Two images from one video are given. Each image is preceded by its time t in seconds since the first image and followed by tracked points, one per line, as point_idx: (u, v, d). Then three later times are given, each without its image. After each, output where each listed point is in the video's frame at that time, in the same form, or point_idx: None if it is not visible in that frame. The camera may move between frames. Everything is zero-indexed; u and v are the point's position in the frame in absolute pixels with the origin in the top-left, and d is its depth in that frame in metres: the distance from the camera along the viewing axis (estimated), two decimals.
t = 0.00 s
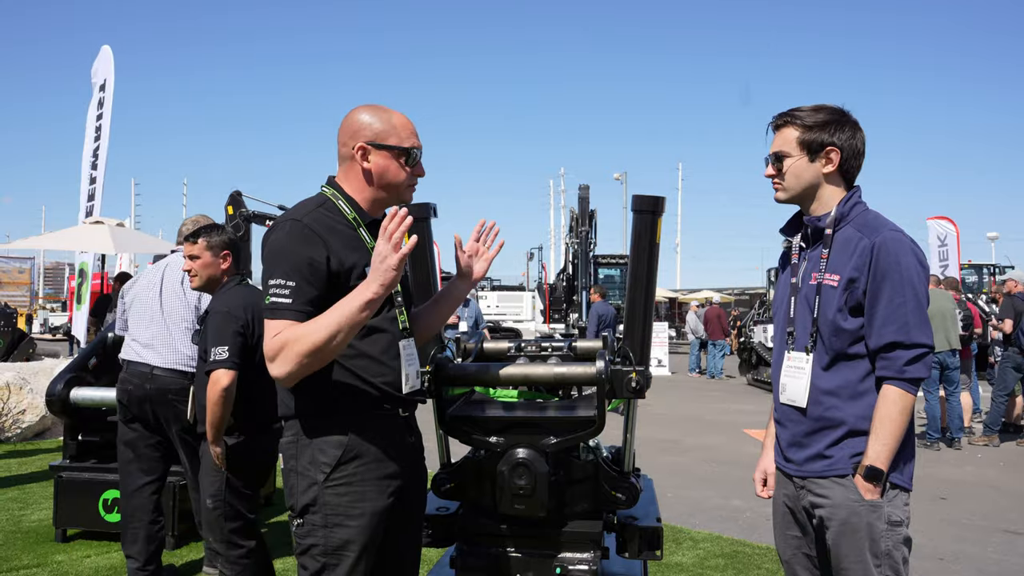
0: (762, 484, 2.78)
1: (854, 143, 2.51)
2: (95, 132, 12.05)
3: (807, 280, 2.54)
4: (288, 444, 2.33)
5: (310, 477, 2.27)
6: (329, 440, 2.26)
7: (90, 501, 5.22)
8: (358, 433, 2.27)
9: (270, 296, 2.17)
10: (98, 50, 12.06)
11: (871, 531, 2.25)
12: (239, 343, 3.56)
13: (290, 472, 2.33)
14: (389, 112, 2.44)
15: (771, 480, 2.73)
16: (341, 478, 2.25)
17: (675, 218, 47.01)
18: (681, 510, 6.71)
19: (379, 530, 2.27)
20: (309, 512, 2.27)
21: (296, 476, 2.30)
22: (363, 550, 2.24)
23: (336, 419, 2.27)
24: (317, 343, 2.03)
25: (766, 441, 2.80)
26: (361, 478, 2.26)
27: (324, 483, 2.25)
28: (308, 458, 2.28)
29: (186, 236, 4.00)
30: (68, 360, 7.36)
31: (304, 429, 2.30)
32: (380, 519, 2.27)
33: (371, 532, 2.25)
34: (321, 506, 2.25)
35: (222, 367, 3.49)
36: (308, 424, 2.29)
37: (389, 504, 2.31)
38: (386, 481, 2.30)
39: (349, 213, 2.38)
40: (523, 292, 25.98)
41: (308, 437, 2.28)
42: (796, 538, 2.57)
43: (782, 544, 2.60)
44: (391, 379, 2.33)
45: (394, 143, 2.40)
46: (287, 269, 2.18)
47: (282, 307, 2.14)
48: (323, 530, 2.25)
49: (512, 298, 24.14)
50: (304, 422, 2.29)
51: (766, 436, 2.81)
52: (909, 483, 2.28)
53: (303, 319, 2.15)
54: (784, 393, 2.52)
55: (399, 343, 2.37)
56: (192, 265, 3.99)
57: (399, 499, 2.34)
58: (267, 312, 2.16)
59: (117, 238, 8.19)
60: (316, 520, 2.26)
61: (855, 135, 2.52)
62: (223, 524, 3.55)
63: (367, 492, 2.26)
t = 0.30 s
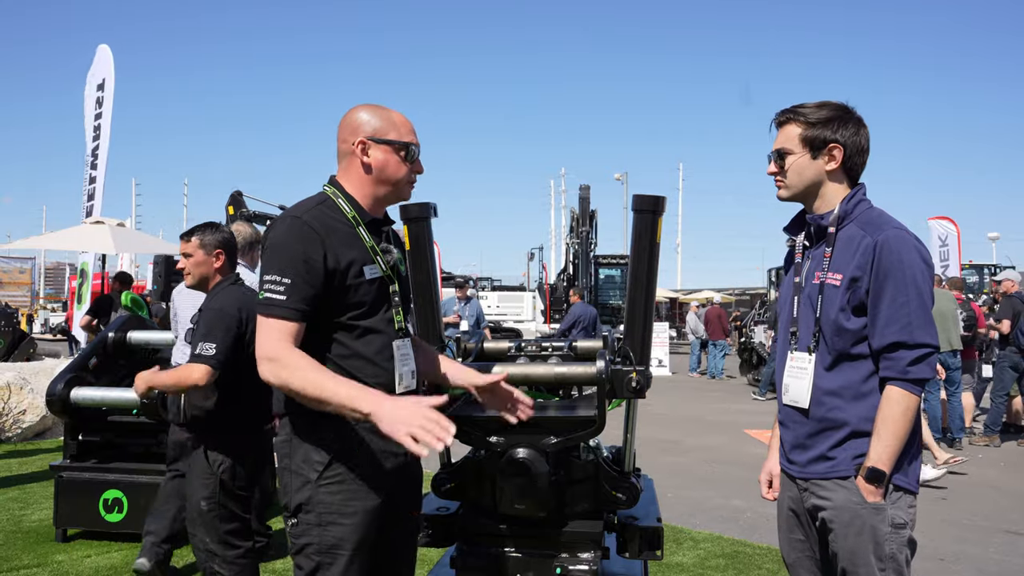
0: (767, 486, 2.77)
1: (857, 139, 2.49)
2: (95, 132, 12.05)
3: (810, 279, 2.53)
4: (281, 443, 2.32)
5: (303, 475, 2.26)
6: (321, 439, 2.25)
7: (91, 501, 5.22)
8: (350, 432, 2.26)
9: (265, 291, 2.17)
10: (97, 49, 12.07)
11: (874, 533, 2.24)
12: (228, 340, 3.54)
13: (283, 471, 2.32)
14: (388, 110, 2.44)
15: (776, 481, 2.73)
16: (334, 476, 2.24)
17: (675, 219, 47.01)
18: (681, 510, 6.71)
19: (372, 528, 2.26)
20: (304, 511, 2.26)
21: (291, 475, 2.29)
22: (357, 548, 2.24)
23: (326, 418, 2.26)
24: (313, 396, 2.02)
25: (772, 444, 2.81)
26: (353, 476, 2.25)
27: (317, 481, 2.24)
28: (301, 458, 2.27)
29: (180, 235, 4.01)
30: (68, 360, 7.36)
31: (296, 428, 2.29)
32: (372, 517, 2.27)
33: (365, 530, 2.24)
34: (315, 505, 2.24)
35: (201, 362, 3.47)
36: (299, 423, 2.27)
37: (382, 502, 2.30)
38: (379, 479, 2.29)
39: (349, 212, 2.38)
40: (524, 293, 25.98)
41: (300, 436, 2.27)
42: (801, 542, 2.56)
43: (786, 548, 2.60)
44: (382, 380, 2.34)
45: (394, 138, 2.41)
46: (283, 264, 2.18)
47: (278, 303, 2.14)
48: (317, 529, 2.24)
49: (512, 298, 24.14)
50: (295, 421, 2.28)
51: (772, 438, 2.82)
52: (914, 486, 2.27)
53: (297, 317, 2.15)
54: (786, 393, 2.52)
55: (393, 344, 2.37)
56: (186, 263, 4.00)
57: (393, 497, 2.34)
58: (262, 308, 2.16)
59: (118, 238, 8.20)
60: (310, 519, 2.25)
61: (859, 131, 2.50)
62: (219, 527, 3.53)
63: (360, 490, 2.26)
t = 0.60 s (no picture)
0: (770, 487, 2.76)
1: (864, 137, 2.49)
2: (95, 132, 12.05)
3: (817, 279, 2.53)
4: (276, 441, 2.32)
5: (299, 474, 2.26)
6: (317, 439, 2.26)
7: (91, 502, 5.22)
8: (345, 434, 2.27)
9: (269, 290, 2.17)
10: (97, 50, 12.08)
11: (880, 535, 2.24)
12: (199, 335, 3.58)
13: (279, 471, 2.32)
14: (396, 116, 2.45)
15: (780, 481, 2.73)
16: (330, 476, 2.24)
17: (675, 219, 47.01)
18: (682, 510, 6.71)
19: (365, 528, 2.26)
20: (299, 511, 2.26)
21: (284, 474, 2.29)
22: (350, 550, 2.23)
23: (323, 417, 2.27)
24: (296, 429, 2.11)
25: (776, 443, 2.81)
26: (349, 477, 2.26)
27: (312, 481, 2.23)
28: (297, 457, 2.27)
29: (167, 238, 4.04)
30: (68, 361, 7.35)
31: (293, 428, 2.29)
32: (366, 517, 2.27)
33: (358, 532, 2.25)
34: (309, 505, 2.24)
35: (160, 352, 3.53)
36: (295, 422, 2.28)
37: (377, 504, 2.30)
38: (374, 481, 2.29)
39: (352, 213, 2.37)
40: (524, 293, 25.96)
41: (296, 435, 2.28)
42: (806, 545, 2.55)
43: (791, 550, 2.59)
44: (381, 380, 2.33)
45: (401, 142, 2.43)
46: (286, 264, 2.19)
47: (284, 302, 2.15)
48: (311, 528, 2.24)
49: (512, 298, 24.13)
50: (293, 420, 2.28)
51: (776, 438, 2.81)
52: (921, 488, 2.26)
53: (301, 317, 2.17)
54: (791, 394, 2.51)
55: (392, 345, 2.37)
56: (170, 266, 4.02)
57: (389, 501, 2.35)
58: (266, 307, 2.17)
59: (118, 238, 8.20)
60: (304, 518, 2.25)
61: (866, 128, 2.50)
62: (216, 527, 3.52)
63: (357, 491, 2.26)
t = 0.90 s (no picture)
0: (774, 486, 2.76)
1: (871, 134, 2.48)
2: (95, 132, 12.05)
3: (824, 277, 2.52)
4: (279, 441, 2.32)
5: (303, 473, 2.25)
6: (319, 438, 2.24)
7: (91, 502, 5.21)
8: (345, 433, 2.26)
9: (279, 284, 2.15)
10: (98, 50, 12.07)
11: (887, 537, 2.23)
12: (169, 330, 3.65)
13: (282, 470, 2.30)
14: (396, 116, 2.46)
15: (784, 481, 2.72)
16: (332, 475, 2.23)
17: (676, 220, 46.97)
18: (682, 510, 6.69)
19: (364, 528, 2.26)
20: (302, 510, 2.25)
21: (288, 473, 2.29)
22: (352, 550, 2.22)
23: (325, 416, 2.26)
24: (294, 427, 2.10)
25: (780, 442, 2.80)
26: (349, 477, 2.25)
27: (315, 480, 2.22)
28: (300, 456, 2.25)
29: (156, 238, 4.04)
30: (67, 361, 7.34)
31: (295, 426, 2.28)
32: (366, 517, 2.26)
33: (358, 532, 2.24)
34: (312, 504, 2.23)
35: (131, 342, 3.63)
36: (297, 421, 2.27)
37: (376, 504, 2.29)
38: (374, 481, 2.29)
39: (356, 213, 2.36)
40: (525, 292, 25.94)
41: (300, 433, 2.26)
42: (811, 547, 2.55)
43: (797, 551, 2.59)
44: (383, 380, 2.32)
45: (401, 142, 2.42)
46: (297, 259, 2.17)
47: (294, 298, 2.14)
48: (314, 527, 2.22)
49: (513, 298, 24.12)
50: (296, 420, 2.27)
51: (780, 437, 2.81)
52: (929, 489, 2.26)
53: (310, 314, 2.16)
54: (798, 394, 2.51)
55: (393, 346, 2.36)
56: (160, 265, 4.02)
57: (387, 501, 2.34)
58: (274, 302, 2.15)
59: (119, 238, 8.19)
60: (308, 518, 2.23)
61: (872, 126, 2.49)
62: (194, 523, 3.52)
63: (359, 490, 2.26)
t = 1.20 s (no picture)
0: (779, 486, 2.74)
1: (879, 133, 2.47)
2: (95, 132, 12.03)
3: (832, 278, 2.52)
4: (286, 444, 2.31)
5: (313, 475, 2.23)
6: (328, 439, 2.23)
7: (91, 502, 5.20)
8: (353, 434, 2.25)
9: (285, 288, 2.14)
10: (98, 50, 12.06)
11: (898, 541, 2.22)
12: (164, 329, 3.65)
13: (291, 474, 2.29)
14: (405, 125, 2.45)
15: (790, 481, 2.71)
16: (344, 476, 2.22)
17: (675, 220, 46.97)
18: (683, 510, 6.68)
19: (380, 526, 2.25)
20: (316, 512, 2.23)
21: (297, 476, 2.27)
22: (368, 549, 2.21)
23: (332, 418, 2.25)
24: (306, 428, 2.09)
25: (787, 442, 2.79)
26: (360, 476, 2.24)
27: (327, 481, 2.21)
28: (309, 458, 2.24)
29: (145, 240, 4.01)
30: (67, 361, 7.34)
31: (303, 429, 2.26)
32: (379, 515, 2.25)
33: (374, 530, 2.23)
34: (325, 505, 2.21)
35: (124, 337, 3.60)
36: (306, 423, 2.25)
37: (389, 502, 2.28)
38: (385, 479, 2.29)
39: (358, 215, 2.35)
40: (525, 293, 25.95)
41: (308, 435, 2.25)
42: (820, 550, 2.54)
43: (806, 554, 2.58)
44: (388, 381, 2.32)
45: (410, 151, 2.41)
46: (302, 262, 2.16)
47: (301, 301, 2.13)
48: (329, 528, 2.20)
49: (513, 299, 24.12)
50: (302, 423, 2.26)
51: (787, 437, 2.80)
52: (940, 492, 2.24)
53: (316, 316, 2.14)
54: (805, 395, 2.51)
55: (397, 347, 2.36)
56: (150, 268, 3.98)
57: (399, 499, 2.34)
58: (281, 306, 2.14)
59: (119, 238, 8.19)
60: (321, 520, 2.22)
61: (880, 125, 2.47)
62: (143, 523, 3.50)
63: (370, 490, 2.25)
